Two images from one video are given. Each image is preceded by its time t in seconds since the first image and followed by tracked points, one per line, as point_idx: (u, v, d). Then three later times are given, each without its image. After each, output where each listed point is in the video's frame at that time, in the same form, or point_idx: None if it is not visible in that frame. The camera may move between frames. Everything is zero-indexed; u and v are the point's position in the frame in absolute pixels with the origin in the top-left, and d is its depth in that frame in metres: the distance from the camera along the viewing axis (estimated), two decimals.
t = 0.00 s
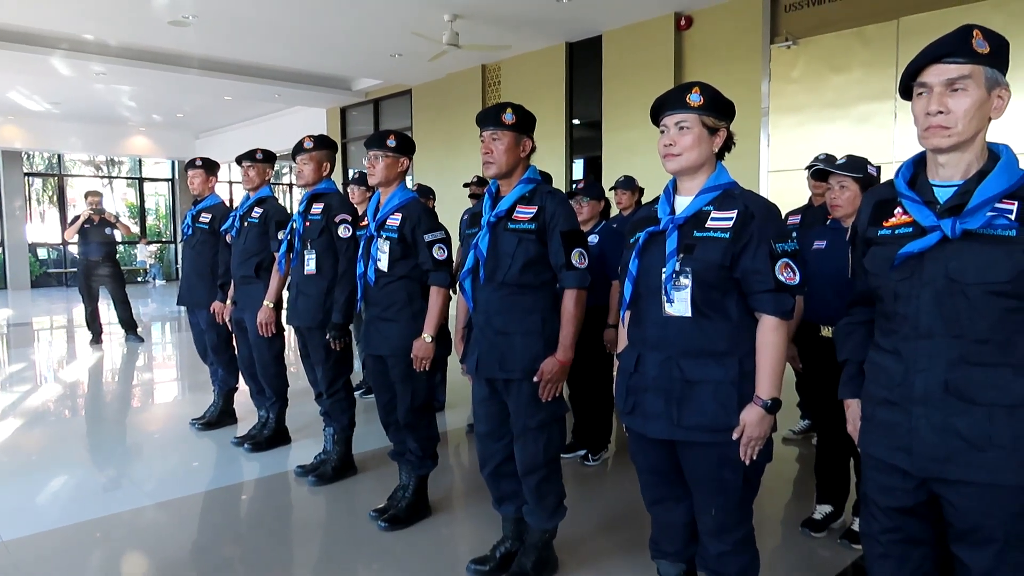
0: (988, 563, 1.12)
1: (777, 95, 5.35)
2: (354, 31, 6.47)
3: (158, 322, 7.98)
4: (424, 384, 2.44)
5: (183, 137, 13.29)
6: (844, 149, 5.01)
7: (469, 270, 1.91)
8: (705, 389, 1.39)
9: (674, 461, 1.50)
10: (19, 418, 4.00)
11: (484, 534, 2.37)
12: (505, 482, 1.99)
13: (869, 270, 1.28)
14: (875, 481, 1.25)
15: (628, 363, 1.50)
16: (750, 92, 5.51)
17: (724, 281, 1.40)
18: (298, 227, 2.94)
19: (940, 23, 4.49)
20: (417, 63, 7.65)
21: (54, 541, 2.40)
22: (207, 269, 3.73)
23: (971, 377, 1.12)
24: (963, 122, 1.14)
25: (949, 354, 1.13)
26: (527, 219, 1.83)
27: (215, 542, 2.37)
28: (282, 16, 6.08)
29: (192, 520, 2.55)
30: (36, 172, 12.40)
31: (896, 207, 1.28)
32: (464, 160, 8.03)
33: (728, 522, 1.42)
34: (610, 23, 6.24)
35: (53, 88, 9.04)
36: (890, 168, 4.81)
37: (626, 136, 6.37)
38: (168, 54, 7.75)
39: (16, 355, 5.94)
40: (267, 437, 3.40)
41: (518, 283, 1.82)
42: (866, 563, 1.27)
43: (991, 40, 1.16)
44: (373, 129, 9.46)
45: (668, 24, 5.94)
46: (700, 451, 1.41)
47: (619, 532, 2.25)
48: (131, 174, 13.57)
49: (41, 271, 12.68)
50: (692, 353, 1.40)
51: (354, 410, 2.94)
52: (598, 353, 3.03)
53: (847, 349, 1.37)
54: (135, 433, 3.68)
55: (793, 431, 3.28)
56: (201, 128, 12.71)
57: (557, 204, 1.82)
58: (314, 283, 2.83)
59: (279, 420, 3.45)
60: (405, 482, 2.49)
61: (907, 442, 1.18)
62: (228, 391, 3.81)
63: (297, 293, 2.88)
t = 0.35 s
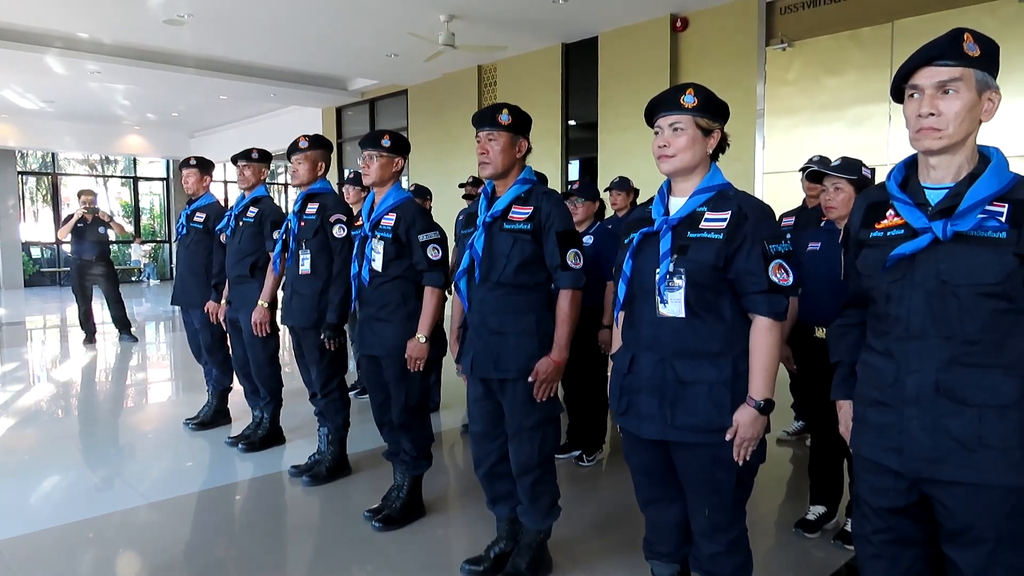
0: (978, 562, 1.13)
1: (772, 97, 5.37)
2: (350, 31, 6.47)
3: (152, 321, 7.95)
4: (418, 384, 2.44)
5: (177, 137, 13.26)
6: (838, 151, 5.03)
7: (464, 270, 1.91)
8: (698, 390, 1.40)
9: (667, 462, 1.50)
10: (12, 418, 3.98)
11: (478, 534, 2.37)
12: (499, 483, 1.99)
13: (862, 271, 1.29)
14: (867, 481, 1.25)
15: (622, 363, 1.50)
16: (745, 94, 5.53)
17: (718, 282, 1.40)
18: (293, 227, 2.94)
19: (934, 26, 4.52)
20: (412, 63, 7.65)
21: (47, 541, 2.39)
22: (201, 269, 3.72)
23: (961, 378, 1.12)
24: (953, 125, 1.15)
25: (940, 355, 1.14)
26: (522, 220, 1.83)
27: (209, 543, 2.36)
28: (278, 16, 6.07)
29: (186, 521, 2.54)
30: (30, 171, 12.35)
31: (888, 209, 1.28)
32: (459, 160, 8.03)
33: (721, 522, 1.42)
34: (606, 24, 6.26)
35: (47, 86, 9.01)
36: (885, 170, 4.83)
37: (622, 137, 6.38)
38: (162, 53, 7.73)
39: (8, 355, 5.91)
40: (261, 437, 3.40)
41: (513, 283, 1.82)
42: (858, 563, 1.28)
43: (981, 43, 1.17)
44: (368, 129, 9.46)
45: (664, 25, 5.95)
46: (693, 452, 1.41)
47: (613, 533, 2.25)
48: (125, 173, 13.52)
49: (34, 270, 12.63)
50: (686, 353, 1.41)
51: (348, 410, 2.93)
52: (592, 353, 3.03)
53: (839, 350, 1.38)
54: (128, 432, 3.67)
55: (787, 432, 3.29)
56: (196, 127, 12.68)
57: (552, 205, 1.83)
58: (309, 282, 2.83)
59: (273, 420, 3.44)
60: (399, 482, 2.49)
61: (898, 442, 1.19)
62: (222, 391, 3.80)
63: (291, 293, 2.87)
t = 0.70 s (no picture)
0: (977, 564, 1.14)
1: (773, 100, 5.38)
2: (352, 32, 6.48)
3: (153, 321, 7.97)
4: (420, 385, 2.44)
5: (179, 136, 13.28)
6: (839, 155, 5.04)
7: (466, 271, 1.91)
8: (699, 392, 1.40)
9: (667, 464, 1.50)
10: (13, 416, 3.99)
11: (479, 535, 2.37)
12: (500, 484, 2.00)
13: (862, 275, 1.29)
14: (867, 484, 1.26)
15: (623, 365, 1.51)
16: (746, 97, 5.54)
17: (718, 284, 1.41)
18: (295, 228, 2.95)
19: (935, 31, 4.54)
20: (414, 64, 7.67)
21: (48, 539, 2.39)
22: (203, 269, 3.73)
23: (961, 381, 1.13)
24: (953, 129, 1.16)
25: (940, 358, 1.15)
26: (524, 222, 1.83)
27: (210, 542, 2.37)
28: (280, 17, 6.09)
29: (187, 520, 2.55)
30: (32, 170, 12.37)
31: (889, 213, 1.29)
32: (461, 162, 8.05)
33: (721, 525, 1.43)
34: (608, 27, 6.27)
35: (49, 86, 9.03)
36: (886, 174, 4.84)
37: (623, 139, 6.39)
38: (165, 53, 7.77)
39: (10, 354, 5.92)
40: (262, 437, 3.40)
41: (515, 285, 1.83)
42: (858, 565, 1.28)
43: (981, 48, 1.18)
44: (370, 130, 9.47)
45: (666, 28, 5.96)
46: (693, 454, 1.42)
47: (614, 535, 2.25)
48: (127, 173, 13.54)
49: (35, 269, 12.67)
50: (686, 356, 1.41)
51: (349, 411, 2.94)
52: (594, 355, 3.03)
53: (840, 353, 1.38)
54: (130, 431, 3.69)
55: (788, 436, 3.29)
56: (198, 127, 12.71)
57: (554, 206, 1.83)
58: (311, 283, 2.83)
59: (275, 420, 3.45)
60: (400, 483, 2.49)
61: (898, 444, 1.19)
62: (223, 390, 3.81)
63: (294, 293, 2.88)
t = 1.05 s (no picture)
0: None
1: (823, 94, 5.24)
2: (397, 34, 6.59)
3: (208, 318, 8.25)
4: (467, 382, 2.48)
5: (232, 138, 13.68)
6: (892, 149, 4.89)
7: (511, 270, 1.95)
8: (743, 392, 1.40)
9: (712, 464, 1.50)
10: (81, 409, 4.20)
11: (525, 531, 2.40)
12: (545, 482, 2.01)
13: (913, 274, 1.27)
14: (918, 487, 1.24)
15: (666, 364, 1.53)
16: (796, 91, 5.41)
17: (762, 284, 1.40)
18: (345, 228, 3.02)
19: (994, 21, 4.36)
20: (458, 64, 7.74)
21: (116, 527, 2.53)
22: (256, 268, 3.85)
23: (1016, 382, 1.10)
24: (1008, 126, 1.12)
25: (994, 359, 1.12)
26: (568, 221, 1.85)
27: (265, 532, 2.47)
28: (328, 20, 6.23)
29: (244, 510, 2.66)
30: (95, 172, 12.88)
31: (940, 212, 1.26)
32: (505, 160, 8.09)
33: (767, 525, 1.42)
34: (653, 22, 6.21)
35: (111, 91, 9.43)
36: (942, 169, 4.67)
37: (669, 136, 6.32)
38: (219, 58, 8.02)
39: (75, 349, 6.23)
40: (314, 432, 3.51)
41: (560, 284, 1.85)
42: (909, 569, 1.26)
43: None
44: (416, 130, 9.60)
45: (712, 23, 5.88)
46: (739, 454, 1.42)
47: (659, 533, 2.25)
48: (183, 174, 14.04)
49: (97, 268, 13.25)
50: (730, 356, 1.41)
51: (398, 408, 3.01)
52: (640, 353, 3.03)
53: (890, 353, 1.36)
54: (190, 424, 3.85)
55: (838, 437, 3.23)
56: (250, 129, 13.08)
57: (598, 206, 1.84)
58: (360, 282, 2.90)
59: (326, 415, 3.55)
60: (447, 478, 2.54)
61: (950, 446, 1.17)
62: (276, 386, 3.94)
63: (344, 291, 2.95)
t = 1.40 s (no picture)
0: None
1: (923, 94, 5.00)
2: (482, 44, 6.76)
3: (301, 318, 8.71)
4: (549, 386, 2.55)
5: (325, 146, 14.22)
6: (999, 150, 4.63)
7: (593, 277, 1.99)
8: (822, 401, 1.42)
9: (790, 473, 1.52)
10: (190, 403, 4.57)
11: (604, 533, 2.44)
12: (625, 485, 2.04)
13: (1008, 284, 1.24)
14: (1013, 502, 1.21)
15: (743, 372, 1.56)
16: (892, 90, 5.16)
17: (843, 293, 1.42)
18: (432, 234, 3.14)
19: None
20: (542, 72, 7.84)
21: (224, 512, 2.76)
22: (348, 273, 4.05)
23: None
24: None
25: None
26: (650, 228, 1.88)
27: (356, 524, 2.62)
28: (417, 32, 6.46)
29: (337, 502, 2.83)
30: (201, 181, 13.90)
31: None
32: (588, 165, 8.12)
33: (847, 537, 1.43)
34: (741, 25, 6.10)
35: (218, 105, 10.13)
36: None
37: (756, 139, 6.18)
38: (315, 71, 8.45)
39: (182, 346, 6.73)
40: (402, 429, 3.67)
41: (641, 290, 1.87)
42: None
43: None
44: (500, 136, 9.77)
45: (803, 23, 5.70)
46: (818, 463, 1.43)
47: (742, 541, 2.24)
48: (280, 182, 14.85)
49: (202, 270, 14.21)
50: (808, 365, 1.44)
51: (481, 409, 3.11)
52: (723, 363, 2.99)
53: (983, 365, 1.32)
54: (287, 420, 4.11)
55: (934, 452, 3.08)
56: (342, 138, 13.70)
57: (680, 214, 1.86)
58: (447, 286, 3.01)
59: (412, 414, 3.70)
60: (529, 479, 2.61)
61: None
62: (366, 385, 4.13)
63: (431, 296, 3.05)
